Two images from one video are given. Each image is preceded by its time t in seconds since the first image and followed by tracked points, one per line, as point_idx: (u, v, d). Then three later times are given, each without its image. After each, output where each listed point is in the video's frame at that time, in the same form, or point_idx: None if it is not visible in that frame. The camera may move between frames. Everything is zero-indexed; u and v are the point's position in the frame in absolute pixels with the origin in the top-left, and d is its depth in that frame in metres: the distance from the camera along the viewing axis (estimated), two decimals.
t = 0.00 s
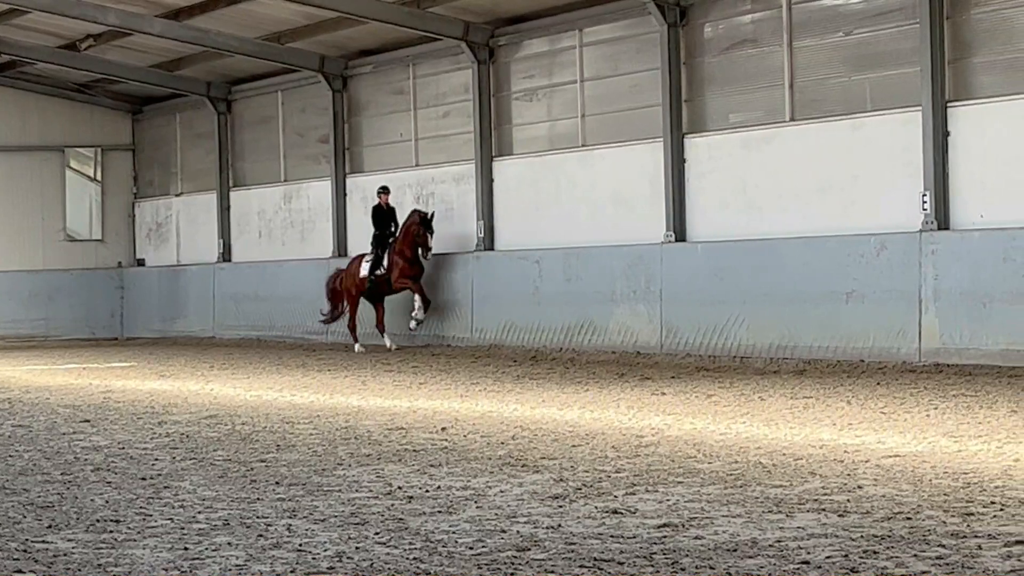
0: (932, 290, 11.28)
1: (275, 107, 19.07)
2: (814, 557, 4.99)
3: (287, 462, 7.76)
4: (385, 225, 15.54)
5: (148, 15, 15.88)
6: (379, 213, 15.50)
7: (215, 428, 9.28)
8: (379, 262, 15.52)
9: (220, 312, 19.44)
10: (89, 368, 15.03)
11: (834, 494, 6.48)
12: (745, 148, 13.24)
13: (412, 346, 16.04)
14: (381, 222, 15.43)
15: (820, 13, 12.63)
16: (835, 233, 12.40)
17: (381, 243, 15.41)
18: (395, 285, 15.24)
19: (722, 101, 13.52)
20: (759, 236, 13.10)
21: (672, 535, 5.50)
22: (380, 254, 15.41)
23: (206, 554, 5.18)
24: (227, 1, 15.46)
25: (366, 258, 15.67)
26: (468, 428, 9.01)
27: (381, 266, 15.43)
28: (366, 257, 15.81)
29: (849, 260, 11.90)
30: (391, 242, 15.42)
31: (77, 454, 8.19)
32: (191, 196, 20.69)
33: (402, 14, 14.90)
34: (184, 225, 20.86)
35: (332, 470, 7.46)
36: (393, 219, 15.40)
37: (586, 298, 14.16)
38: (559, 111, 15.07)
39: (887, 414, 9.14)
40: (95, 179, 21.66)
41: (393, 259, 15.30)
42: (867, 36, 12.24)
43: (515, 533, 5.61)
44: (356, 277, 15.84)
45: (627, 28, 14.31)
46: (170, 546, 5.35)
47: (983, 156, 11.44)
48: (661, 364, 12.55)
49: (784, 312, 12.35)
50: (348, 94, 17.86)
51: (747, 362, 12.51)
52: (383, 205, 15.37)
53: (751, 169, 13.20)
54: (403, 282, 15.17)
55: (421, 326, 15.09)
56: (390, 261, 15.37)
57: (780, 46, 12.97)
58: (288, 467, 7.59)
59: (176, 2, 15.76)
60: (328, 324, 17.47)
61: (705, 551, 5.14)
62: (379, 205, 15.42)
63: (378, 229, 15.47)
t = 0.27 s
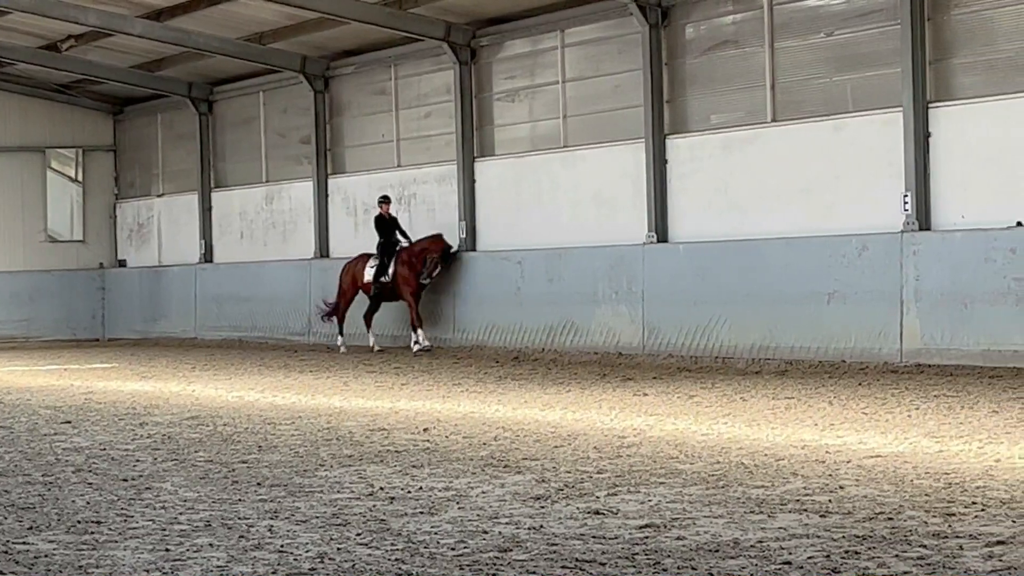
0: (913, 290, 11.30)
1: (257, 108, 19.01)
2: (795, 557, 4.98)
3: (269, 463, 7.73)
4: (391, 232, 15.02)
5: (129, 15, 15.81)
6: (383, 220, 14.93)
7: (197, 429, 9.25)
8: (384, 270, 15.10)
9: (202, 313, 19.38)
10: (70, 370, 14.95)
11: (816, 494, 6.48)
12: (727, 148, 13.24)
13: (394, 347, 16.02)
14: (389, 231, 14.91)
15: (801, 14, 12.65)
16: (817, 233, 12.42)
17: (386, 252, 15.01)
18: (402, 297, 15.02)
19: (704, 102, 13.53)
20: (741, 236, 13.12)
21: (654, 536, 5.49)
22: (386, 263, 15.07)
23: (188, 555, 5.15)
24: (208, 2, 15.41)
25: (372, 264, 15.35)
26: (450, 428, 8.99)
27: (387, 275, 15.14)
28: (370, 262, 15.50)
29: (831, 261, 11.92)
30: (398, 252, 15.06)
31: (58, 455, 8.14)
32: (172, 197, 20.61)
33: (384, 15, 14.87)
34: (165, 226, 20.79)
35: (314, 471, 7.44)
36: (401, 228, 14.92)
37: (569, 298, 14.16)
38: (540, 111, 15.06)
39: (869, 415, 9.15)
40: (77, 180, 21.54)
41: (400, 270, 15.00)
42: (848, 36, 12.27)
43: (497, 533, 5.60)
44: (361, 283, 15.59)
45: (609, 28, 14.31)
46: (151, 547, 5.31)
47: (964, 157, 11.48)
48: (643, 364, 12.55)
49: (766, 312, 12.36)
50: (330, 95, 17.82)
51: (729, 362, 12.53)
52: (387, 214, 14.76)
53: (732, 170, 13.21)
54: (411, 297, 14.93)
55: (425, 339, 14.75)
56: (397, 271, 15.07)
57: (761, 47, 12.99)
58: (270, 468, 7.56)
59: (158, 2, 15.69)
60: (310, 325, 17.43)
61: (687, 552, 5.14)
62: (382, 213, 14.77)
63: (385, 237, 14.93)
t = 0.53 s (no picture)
0: (894, 290, 11.33)
1: (238, 109, 18.95)
2: (777, 557, 4.98)
3: (249, 464, 7.69)
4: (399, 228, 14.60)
5: (109, 16, 15.73)
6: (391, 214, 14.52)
7: (177, 430, 9.20)
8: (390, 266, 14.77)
9: (182, 314, 19.31)
10: (50, 371, 14.87)
11: (796, 495, 6.49)
12: (708, 149, 13.26)
13: (374, 348, 16.01)
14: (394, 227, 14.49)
15: (782, 15, 12.68)
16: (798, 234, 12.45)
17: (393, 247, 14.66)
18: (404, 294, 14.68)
19: (684, 103, 13.55)
20: (721, 236, 13.14)
21: (635, 536, 5.48)
22: (391, 257, 14.71)
23: (168, 556, 5.12)
24: (188, 2, 15.35)
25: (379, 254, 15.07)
26: (431, 429, 8.97)
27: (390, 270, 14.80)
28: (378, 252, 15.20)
29: (811, 261, 11.94)
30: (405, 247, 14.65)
31: (37, 457, 8.09)
32: (153, 198, 20.54)
33: (365, 16, 14.85)
34: (146, 227, 20.72)
35: (294, 472, 7.41)
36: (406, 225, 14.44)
37: (550, 299, 14.15)
38: (521, 112, 15.06)
39: (849, 415, 9.17)
40: (56, 180, 21.47)
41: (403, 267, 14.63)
42: (828, 37, 12.30)
43: (478, 534, 5.58)
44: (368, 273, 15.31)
45: (590, 29, 14.32)
46: (131, 549, 5.28)
47: (944, 158, 11.52)
48: (624, 365, 12.56)
49: (746, 313, 12.39)
50: (311, 96, 17.79)
51: (709, 363, 12.55)
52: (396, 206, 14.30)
53: (713, 171, 13.23)
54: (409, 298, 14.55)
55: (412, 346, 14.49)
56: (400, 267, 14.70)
57: (742, 48, 13.01)
58: (250, 469, 7.52)
59: (138, 3, 15.63)
60: (291, 325, 17.38)
61: (668, 552, 5.13)
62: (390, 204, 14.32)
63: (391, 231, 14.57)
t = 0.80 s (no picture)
0: (873, 292, 11.37)
1: (217, 110, 18.89)
2: (757, 558, 4.98)
3: (229, 466, 7.66)
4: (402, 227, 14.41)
5: (88, 17, 15.66)
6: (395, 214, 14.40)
7: (156, 432, 9.16)
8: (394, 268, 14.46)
9: (162, 316, 19.24)
10: (29, 373, 14.79)
11: (776, 495, 6.50)
12: (688, 150, 13.29)
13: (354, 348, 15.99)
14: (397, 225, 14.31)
15: (762, 16, 12.71)
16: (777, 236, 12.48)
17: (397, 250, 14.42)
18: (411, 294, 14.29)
19: (664, 104, 13.57)
20: (701, 236, 13.17)
21: (615, 537, 5.48)
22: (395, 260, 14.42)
23: (148, 558, 5.10)
24: (168, 3, 15.29)
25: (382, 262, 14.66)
26: (411, 431, 8.95)
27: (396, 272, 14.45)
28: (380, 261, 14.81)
29: (791, 262, 11.97)
30: (408, 250, 14.43)
31: (16, 459, 8.04)
32: (132, 199, 20.46)
33: (344, 17, 14.82)
34: (126, 229, 20.64)
35: (274, 474, 7.38)
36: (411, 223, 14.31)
37: (531, 300, 14.15)
38: (501, 113, 15.05)
39: (828, 416, 9.19)
40: (36, 182, 21.35)
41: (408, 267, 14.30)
42: (808, 38, 12.33)
43: (458, 536, 5.57)
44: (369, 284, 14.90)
45: (570, 30, 14.32)
46: (111, 551, 5.25)
47: (923, 158, 11.57)
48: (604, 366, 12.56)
49: (726, 314, 12.41)
50: (291, 97, 17.75)
51: (689, 364, 12.56)
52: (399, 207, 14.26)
53: (693, 172, 13.25)
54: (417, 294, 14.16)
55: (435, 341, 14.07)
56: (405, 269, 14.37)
57: (721, 49, 13.03)
58: (230, 471, 7.49)
59: (117, 4, 15.56)
60: (271, 327, 17.33)
61: (648, 553, 5.13)
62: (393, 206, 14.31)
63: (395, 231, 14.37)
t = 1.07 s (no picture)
0: (854, 292, 11.40)
1: (198, 111, 18.84)
2: (738, 558, 4.98)
3: (209, 467, 7.63)
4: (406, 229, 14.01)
5: (67, 18, 15.59)
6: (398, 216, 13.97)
7: (137, 434, 9.12)
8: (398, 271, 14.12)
9: (142, 317, 19.17)
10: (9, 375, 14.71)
11: (757, 496, 6.50)
12: (668, 150, 13.31)
13: (335, 350, 15.96)
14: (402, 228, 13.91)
15: (742, 16, 12.73)
16: (758, 236, 12.51)
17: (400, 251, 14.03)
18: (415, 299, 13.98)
19: (644, 104, 13.59)
20: (681, 237, 13.19)
21: (596, 538, 5.47)
22: (399, 262, 14.07)
23: (128, 560, 5.07)
24: (148, 5, 15.22)
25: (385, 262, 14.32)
26: (392, 432, 8.94)
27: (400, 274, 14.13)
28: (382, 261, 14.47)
29: (771, 263, 11.99)
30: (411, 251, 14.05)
31: None
32: (112, 200, 20.38)
33: (324, 18, 14.79)
34: (106, 231, 20.56)
35: (255, 475, 7.35)
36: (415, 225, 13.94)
37: (514, 301, 14.15)
38: (481, 114, 15.05)
39: (809, 416, 9.21)
40: (15, 183, 21.27)
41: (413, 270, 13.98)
42: (788, 39, 12.36)
43: (439, 537, 5.56)
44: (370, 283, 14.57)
45: (550, 31, 14.32)
46: (91, 552, 5.23)
47: (902, 160, 11.61)
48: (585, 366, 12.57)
49: (706, 315, 12.43)
50: (271, 99, 17.71)
51: (670, 364, 12.58)
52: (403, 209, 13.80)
53: (673, 172, 13.27)
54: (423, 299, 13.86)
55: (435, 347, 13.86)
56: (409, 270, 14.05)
57: (702, 50, 13.05)
58: (211, 472, 7.46)
59: (97, 5, 15.49)
60: (251, 328, 17.28)
61: (629, 554, 5.13)
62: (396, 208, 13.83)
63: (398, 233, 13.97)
